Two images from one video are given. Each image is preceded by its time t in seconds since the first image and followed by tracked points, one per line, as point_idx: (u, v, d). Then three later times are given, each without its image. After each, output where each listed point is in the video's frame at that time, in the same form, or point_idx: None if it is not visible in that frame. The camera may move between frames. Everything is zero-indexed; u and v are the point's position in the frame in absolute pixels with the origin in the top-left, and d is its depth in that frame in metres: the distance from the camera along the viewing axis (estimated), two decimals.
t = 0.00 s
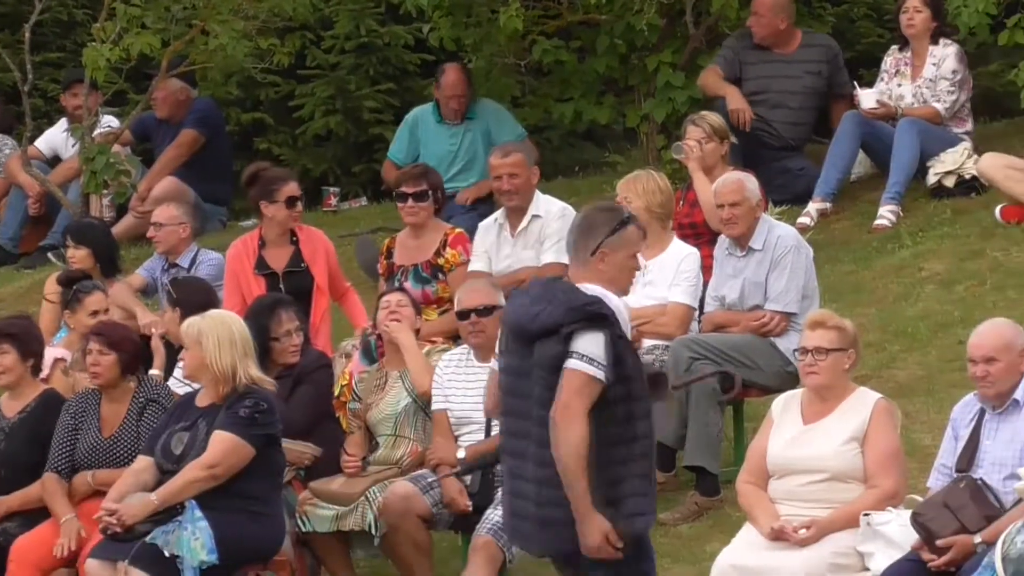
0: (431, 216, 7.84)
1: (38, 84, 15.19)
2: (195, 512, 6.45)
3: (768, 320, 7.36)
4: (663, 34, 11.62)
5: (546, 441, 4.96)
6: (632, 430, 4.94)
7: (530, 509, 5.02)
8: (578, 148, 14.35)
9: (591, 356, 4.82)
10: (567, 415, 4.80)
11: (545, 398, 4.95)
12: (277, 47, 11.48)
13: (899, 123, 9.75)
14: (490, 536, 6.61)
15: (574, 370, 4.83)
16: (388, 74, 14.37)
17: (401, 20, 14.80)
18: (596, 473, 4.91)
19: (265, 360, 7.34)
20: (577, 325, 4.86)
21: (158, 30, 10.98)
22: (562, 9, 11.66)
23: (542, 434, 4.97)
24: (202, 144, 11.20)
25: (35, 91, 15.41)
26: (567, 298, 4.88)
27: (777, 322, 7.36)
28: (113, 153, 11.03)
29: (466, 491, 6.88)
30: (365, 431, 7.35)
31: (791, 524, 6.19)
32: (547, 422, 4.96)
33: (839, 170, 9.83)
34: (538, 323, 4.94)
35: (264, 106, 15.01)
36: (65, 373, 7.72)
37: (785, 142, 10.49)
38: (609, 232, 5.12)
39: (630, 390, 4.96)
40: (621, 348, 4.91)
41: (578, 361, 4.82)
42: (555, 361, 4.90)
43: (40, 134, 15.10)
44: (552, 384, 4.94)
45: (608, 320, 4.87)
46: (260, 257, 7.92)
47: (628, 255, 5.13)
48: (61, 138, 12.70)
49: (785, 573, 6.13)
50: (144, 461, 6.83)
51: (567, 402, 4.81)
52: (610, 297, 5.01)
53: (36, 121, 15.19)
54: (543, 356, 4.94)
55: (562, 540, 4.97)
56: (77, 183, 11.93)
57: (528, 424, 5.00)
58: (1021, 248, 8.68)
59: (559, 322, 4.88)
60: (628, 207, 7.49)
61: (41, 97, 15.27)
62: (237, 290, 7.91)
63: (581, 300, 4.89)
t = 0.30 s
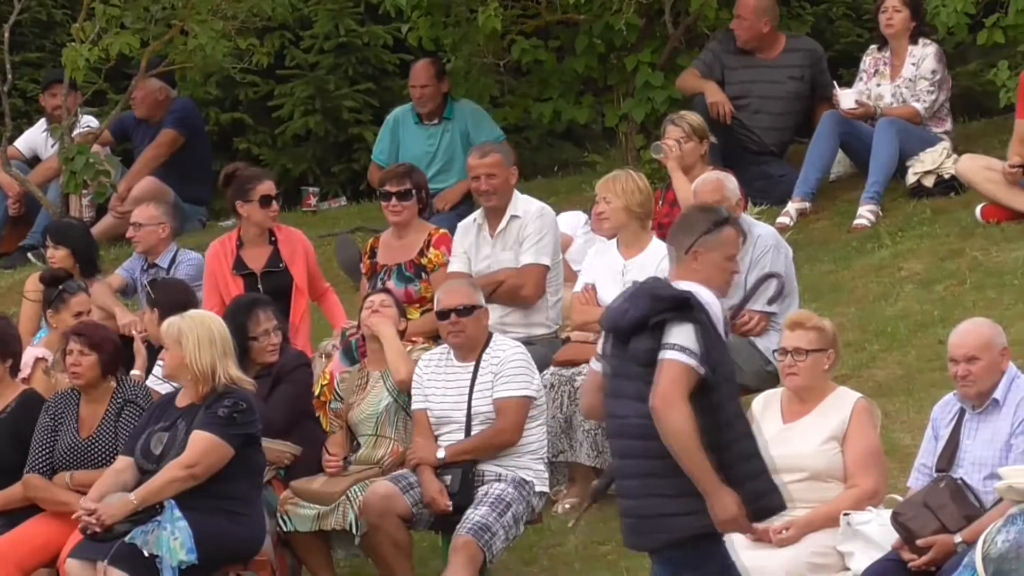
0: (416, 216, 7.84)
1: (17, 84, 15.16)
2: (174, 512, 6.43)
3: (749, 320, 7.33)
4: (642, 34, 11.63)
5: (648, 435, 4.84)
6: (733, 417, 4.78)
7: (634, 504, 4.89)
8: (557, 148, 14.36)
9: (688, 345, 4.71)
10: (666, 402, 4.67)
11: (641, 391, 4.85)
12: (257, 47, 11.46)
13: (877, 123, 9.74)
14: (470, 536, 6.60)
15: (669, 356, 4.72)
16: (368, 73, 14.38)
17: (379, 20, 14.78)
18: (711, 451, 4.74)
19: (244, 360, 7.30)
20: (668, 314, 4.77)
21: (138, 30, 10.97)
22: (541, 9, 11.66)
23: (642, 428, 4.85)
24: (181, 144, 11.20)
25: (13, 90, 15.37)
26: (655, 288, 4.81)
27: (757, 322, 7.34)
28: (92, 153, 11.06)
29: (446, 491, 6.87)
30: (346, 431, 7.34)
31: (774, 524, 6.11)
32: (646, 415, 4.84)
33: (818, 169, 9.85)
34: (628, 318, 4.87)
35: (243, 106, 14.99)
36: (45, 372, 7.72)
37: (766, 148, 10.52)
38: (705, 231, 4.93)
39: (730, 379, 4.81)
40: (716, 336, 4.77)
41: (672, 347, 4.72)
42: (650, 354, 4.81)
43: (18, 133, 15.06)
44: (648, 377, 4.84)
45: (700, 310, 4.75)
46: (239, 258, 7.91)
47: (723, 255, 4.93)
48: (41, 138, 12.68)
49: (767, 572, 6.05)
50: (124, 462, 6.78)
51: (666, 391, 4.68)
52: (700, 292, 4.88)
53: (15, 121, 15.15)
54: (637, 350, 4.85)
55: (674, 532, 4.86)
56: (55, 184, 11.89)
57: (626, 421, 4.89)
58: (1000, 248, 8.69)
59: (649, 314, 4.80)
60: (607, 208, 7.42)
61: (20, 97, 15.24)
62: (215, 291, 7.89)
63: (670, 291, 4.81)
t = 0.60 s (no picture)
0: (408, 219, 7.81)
1: (6, 88, 15.16)
2: (164, 515, 6.40)
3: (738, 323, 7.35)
4: (631, 37, 11.63)
5: (758, 424, 4.89)
6: (841, 406, 4.79)
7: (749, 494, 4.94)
8: (546, 152, 14.37)
9: (791, 334, 4.74)
10: (768, 390, 4.71)
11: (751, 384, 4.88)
12: (246, 51, 11.46)
13: (867, 127, 9.75)
14: (460, 540, 6.59)
15: (774, 345, 4.74)
16: (357, 78, 14.32)
17: (369, 24, 14.79)
18: (820, 437, 4.77)
19: (233, 364, 7.27)
20: (775, 307, 4.79)
21: (127, 33, 10.92)
22: (530, 12, 11.67)
23: (754, 422, 4.89)
24: (170, 148, 11.20)
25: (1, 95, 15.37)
26: (762, 281, 4.83)
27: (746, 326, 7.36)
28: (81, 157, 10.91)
29: (435, 495, 6.84)
30: (337, 436, 7.36)
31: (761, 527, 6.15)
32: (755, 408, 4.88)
33: (808, 174, 9.70)
34: (740, 311, 4.90)
35: (232, 110, 14.99)
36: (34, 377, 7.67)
37: (756, 152, 10.54)
38: (828, 226, 5.04)
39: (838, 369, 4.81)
40: (825, 327, 4.78)
41: (777, 337, 4.74)
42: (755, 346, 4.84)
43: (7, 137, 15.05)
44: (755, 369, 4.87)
45: (806, 302, 4.77)
46: (233, 261, 7.92)
47: (844, 250, 5.05)
48: (31, 141, 12.66)
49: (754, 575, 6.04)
50: (114, 466, 6.79)
51: (769, 380, 4.72)
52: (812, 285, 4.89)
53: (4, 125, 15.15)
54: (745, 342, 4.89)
55: (788, 522, 4.89)
56: (45, 188, 11.89)
57: (739, 411, 4.94)
58: (990, 252, 8.70)
59: (755, 308, 4.82)
60: (596, 211, 7.50)
61: (9, 101, 15.23)
62: (207, 294, 7.91)
63: (779, 284, 4.82)
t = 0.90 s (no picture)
0: (406, 225, 7.80)
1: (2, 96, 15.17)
2: (160, 523, 6.39)
3: (734, 330, 7.35)
4: (628, 45, 11.62)
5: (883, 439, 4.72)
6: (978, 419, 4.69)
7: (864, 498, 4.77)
8: (542, 159, 14.38)
9: (925, 354, 4.60)
10: (905, 412, 4.56)
11: (872, 397, 4.73)
12: (242, 58, 11.48)
13: (863, 134, 9.72)
14: (456, 547, 6.58)
15: (905, 366, 4.60)
16: (354, 85, 14.36)
17: (365, 32, 14.79)
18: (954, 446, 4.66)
19: (230, 370, 7.27)
20: (905, 326, 4.64)
21: (123, 41, 11.00)
22: (527, 19, 11.69)
23: (874, 429, 4.72)
24: (166, 155, 11.21)
25: None
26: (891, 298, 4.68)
27: (742, 332, 7.35)
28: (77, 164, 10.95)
29: (432, 502, 6.87)
30: (331, 445, 7.33)
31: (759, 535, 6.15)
32: (877, 419, 4.72)
33: (803, 181, 9.88)
34: (864, 324, 4.76)
35: (228, 117, 14.99)
36: (30, 385, 7.68)
37: (750, 159, 10.55)
38: (957, 238, 4.81)
39: (970, 384, 4.69)
40: (957, 345, 4.64)
41: (909, 357, 4.60)
42: (883, 364, 4.70)
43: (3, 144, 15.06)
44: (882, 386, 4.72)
45: (937, 322, 4.63)
46: (234, 270, 7.90)
47: (971, 263, 4.83)
48: (27, 149, 12.66)
49: None
50: (110, 473, 6.79)
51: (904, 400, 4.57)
52: (940, 300, 4.75)
53: None
54: (868, 358, 4.74)
55: (914, 532, 4.73)
56: (41, 195, 11.89)
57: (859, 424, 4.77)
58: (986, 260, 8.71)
59: (883, 325, 4.67)
60: (592, 219, 7.50)
61: (5, 108, 15.24)
62: (206, 301, 7.90)
63: (909, 301, 4.67)
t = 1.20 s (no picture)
0: (401, 233, 7.83)
1: None
2: (155, 530, 6.37)
3: (729, 338, 7.33)
4: (622, 53, 11.66)
5: None
6: None
7: None
8: (537, 167, 14.38)
9: None
10: None
11: None
12: (238, 66, 11.50)
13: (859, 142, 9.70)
14: (451, 555, 6.56)
15: None
16: (349, 92, 14.39)
17: (360, 40, 14.82)
18: None
19: (226, 379, 7.30)
20: None
21: (117, 48, 11.01)
22: (521, 27, 11.71)
23: (1005, 429, 2.40)
24: (162, 162, 11.14)
25: None
26: None
27: (738, 340, 7.33)
28: (72, 171, 11.00)
29: (427, 509, 6.85)
30: (325, 454, 7.34)
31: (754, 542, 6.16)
32: None
33: (799, 187, 9.84)
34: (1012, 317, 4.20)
35: (223, 125, 15.00)
36: (24, 394, 7.67)
37: (745, 168, 10.55)
38: None
39: None
40: None
41: None
42: None
43: None
44: None
45: None
46: (234, 281, 7.90)
47: None
48: (21, 157, 12.66)
49: None
50: (103, 481, 6.78)
51: None
52: None
53: None
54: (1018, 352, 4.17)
55: None
56: (36, 203, 11.89)
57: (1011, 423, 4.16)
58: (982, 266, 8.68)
59: None
60: (586, 227, 7.50)
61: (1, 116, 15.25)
62: (205, 310, 7.89)
63: None
